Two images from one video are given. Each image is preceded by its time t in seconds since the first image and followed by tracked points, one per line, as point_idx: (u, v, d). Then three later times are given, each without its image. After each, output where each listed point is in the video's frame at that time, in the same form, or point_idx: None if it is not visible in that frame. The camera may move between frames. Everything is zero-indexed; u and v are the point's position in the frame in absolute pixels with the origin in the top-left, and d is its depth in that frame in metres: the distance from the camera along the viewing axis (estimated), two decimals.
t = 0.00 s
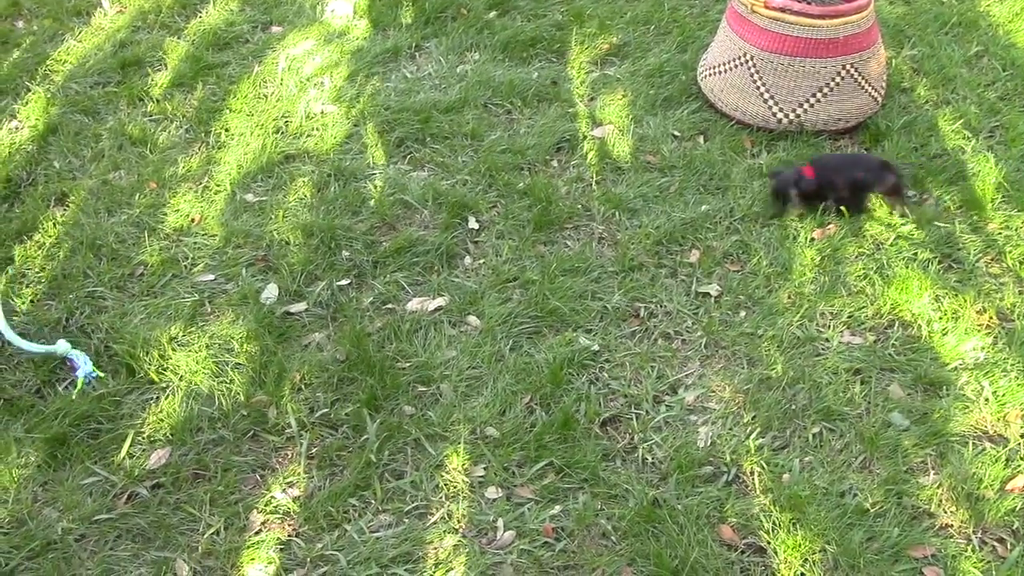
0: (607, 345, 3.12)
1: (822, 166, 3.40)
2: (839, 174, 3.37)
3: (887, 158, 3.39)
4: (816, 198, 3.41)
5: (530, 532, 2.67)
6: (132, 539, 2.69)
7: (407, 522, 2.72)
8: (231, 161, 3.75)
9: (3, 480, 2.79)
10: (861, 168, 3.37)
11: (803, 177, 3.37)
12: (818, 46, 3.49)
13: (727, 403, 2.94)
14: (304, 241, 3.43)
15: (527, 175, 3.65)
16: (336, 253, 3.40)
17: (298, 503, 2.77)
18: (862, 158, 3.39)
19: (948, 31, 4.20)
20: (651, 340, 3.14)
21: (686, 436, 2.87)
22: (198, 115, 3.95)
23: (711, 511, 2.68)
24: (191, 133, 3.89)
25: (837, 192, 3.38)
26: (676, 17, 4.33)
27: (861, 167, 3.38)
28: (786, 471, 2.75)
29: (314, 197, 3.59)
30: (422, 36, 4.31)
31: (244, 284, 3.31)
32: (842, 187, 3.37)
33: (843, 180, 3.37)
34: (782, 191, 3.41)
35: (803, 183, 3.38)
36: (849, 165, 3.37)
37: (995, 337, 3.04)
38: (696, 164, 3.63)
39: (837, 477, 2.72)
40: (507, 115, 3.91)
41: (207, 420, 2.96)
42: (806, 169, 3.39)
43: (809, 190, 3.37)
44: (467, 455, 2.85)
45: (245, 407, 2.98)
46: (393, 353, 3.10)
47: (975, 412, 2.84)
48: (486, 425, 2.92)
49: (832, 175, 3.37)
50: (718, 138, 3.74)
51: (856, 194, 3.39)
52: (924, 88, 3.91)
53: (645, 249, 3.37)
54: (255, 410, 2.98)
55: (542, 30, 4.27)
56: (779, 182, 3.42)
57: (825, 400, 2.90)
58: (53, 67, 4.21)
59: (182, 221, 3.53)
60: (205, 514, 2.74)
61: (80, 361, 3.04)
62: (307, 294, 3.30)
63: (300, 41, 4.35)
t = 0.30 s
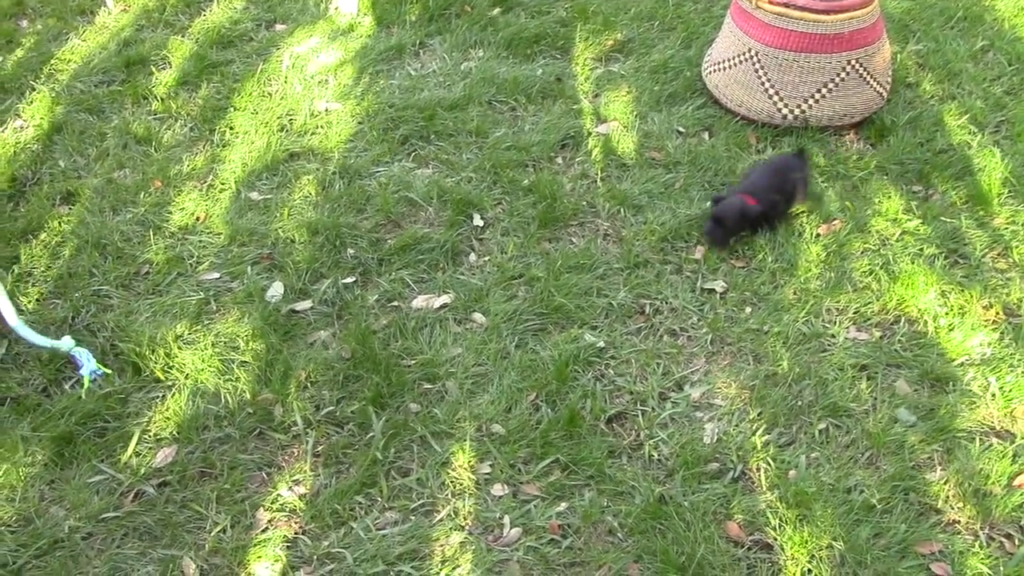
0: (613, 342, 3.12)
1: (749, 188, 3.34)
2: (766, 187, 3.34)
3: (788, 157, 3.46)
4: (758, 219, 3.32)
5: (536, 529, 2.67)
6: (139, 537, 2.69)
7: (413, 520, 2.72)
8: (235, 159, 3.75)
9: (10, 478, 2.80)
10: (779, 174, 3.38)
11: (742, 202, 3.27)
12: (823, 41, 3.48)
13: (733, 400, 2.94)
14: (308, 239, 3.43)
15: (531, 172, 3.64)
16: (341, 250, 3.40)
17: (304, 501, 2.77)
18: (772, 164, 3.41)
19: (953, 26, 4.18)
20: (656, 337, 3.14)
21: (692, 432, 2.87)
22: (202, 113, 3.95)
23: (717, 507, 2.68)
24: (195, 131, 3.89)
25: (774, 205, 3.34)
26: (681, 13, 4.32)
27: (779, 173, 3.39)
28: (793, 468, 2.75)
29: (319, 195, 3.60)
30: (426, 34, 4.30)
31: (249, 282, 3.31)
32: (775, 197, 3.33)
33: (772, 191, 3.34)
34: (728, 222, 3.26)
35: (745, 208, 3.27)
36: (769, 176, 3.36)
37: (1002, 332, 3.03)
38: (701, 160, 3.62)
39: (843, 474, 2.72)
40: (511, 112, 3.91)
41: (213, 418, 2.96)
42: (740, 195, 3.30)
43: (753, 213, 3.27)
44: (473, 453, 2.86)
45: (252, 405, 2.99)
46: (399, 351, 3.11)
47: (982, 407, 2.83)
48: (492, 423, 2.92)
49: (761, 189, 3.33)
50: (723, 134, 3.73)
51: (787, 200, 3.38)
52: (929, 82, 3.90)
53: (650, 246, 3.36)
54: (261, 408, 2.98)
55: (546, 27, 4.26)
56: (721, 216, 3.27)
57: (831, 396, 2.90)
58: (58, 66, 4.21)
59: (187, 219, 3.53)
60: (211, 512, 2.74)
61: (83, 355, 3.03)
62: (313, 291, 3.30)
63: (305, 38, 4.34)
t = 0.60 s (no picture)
0: (623, 338, 3.12)
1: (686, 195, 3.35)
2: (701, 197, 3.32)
3: (739, 174, 3.42)
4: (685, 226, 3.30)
5: (547, 525, 2.67)
6: (151, 533, 2.71)
7: (424, 516, 2.73)
8: (246, 156, 3.75)
9: (23, 474, 2.83)
10: (722, 187, 3.35)
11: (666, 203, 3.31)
12: (834, 36, 3.47)
13: (745, 396, 2.93)
14: (319, 235, 3.44)
15: (542, 168, 3.64)
16: (351, 247, 3.40)
17: (315, 497, 2.78)
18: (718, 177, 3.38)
19: (966, 20, 4.16)
20: (667, 332, 3.13)
21: (703, 428, 2.87)
22: (213, 110, 3.96)
23: (729, 503, 2.67)
24: (206, 128, 3.90)
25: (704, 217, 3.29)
26: (692, 8, 4.30)
27: (721, 185, 3.36)
28: (804, 464, 2.75)
29: (329, 191, 3.60)
30: (436, 30, 4.30)
31: (260, 278, 3.32)
32: (708, 208, 3.30)
33: (707, 203, 3.31)
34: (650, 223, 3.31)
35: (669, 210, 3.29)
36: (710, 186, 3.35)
37: (1015, 327, 3.01)
38: (711, 155, 3.61)
39: (855, 470, 2.71)
40: (521, 108, 3.90)
41: (224, 414, 2.98)
42: (672, 198, 3.34)
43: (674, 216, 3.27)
44: (484, 449, 2.86)
45: (263, 401, 2.99)
46: (409, 347, 3.11)
47: (995, 403, 2.82)
48: (502, 419, 2.93)
49: (695, 198, 3.31)
50: (734, 129, 3.72)
51: (723, 216, 3.32)
52: (941, 77, 3.88)
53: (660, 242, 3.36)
54: (273, 404, 2.99)
55: (556, 23, 4.26)
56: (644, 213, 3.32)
57: (843, 392, 2.89)
58: (70, 63, 4.23)
59: (198, 216, 3.54)
60: (223, 508, 2.76)
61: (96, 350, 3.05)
62: (324, 288, 3.30)
63: (315, 35, 4.35)
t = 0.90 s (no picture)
0: (637, 334, 3.12)
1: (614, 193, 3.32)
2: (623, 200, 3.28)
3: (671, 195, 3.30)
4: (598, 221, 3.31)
5: (560, 519, 2.67)
6: (164, 524, 2.72)
7: (436, 509, 2.73)
8: (261, 150, 3.76)
9: (38, 464, 2.84)
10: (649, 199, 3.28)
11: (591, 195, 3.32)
12: (852, 32, 3.45)
13: (759, 393, 2.93)
14: (333, 229, 3.44)
15: (556, 163, 3.63)
16: (366, 241, 3.41)
17: (328, 489, 2.79)
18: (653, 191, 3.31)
19: (984, 17, 4.12)
20: (680, 329, 3.13)
21: (717, 424, 2.86)
22: (228, 104, 3.96)
23: (742, 500, 2.67)
24: (221, 122, 3.91)
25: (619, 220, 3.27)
26: (708, 3, 4.28)
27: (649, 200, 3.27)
28: (818, 461, 2.74)
29: (343, 185, 3.60)
30: (450, 24, 4.29)
31: (275, 271, 3.33)
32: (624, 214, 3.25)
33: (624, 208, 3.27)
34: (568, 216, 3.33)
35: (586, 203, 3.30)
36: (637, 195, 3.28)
37: None
38: (727, 151, 3.60)
39: (870, 468, 2.70)
40: (536, 103, 3.89)
41: (238, 406, 2.98)
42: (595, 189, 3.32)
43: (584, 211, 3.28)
44: (497, 443, 2.86)
45: (277, 394, 3.00)
46: (423, 341, 3.11)
47: (1011, 402, 2.80)
48: (516, 413, 2.93)
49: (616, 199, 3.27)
50: (750, 125, 3.70)
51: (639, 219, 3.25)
52: (959, 74, 3.85)
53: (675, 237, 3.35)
54: (286, 396, 3.00)
55: (571, 18, 4.25)
56: (566, 202, 3.34)
57: (857, 390, 2.88)
58: (86, 56, 4.24)
59: (212, 208, 3.55)
60: (236, 500, 2.77)
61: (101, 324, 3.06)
62: (337, 281, 3.31)
63: (330, 29, 4.35)
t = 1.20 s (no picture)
0: (652, 332, 3.11)
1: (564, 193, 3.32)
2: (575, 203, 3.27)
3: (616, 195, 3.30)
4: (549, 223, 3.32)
5: (574, 518, 2.67)
6: (180, 517, 2.73)
7: (451, 506, 2.74)
8: (277, 145, 3.76)
9: (54, 456, 2.86)
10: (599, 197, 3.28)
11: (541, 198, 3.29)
12: (870, 32, 3.43)
13: (774, 393, 2.92)
14: (349, 224, 3.45)
15: (572, 160, 3.63)
16: (381, 236, 3.41)
17: (343, 485, 2.79)
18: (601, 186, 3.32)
19: (1004, 16, 4.09)
20: (696, 328, 3.12)
21: (732, 424, 2.86)
22: (244, 99, 3.97)
23: (756, 500, 2.66)
24: (237, 116, 3.91)
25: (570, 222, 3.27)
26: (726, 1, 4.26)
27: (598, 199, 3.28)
28: (834, 462, 2.73)
29: (359, 181, 3.61)
30: (467, 20, 4.29)
31: (290, 266, 3.33)
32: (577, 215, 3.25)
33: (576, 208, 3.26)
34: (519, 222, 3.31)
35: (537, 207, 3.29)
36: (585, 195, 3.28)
37: None
38: (743, 150, 3.58)
39: (885, 469, 2.69)
40: (552, 100, 3.88)
41: (253, 401, 2.99)
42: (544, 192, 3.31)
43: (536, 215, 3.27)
44: (511, 441, 2.86)
45: (292, 389, 3.01)
46: (438, 337, 3.12)
47: None
48: (530, 411, 2.93)
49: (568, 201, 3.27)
50: (766, 124, 3.69)
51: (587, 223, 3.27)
52: (978, 74, 3.83)
53: (691, 235, 3.34)
54: (301, 391, 3.00)
55: (588, 14, 4.23)
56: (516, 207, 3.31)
57: (873, 391, 2.87)
58: (103, 49, 4.25)
59: (229, 203, 3.56)
60: (251, 494, 2.78)
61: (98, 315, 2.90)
62: (353, 276, 3.31)
63: (346, 24, 4.35)
